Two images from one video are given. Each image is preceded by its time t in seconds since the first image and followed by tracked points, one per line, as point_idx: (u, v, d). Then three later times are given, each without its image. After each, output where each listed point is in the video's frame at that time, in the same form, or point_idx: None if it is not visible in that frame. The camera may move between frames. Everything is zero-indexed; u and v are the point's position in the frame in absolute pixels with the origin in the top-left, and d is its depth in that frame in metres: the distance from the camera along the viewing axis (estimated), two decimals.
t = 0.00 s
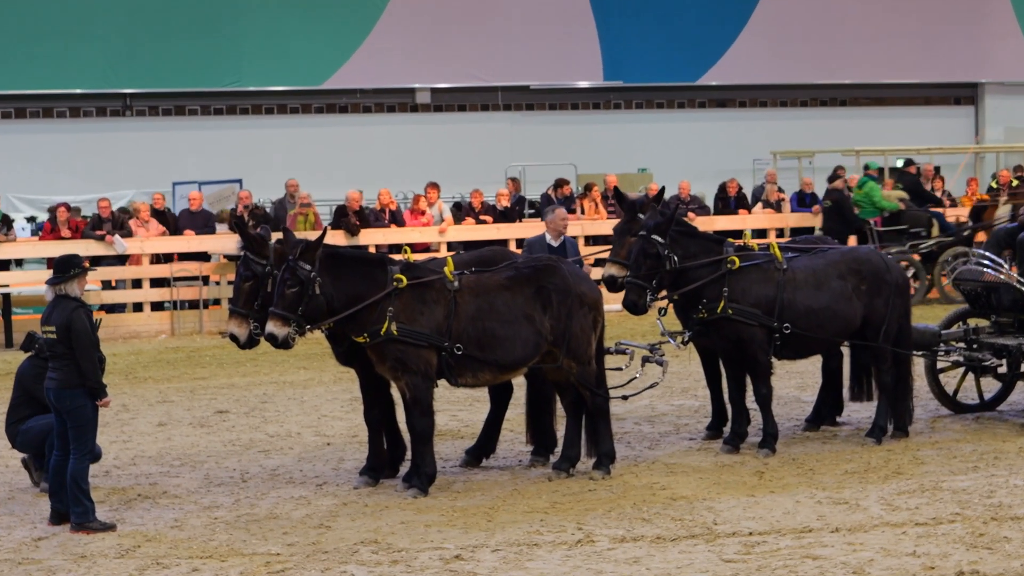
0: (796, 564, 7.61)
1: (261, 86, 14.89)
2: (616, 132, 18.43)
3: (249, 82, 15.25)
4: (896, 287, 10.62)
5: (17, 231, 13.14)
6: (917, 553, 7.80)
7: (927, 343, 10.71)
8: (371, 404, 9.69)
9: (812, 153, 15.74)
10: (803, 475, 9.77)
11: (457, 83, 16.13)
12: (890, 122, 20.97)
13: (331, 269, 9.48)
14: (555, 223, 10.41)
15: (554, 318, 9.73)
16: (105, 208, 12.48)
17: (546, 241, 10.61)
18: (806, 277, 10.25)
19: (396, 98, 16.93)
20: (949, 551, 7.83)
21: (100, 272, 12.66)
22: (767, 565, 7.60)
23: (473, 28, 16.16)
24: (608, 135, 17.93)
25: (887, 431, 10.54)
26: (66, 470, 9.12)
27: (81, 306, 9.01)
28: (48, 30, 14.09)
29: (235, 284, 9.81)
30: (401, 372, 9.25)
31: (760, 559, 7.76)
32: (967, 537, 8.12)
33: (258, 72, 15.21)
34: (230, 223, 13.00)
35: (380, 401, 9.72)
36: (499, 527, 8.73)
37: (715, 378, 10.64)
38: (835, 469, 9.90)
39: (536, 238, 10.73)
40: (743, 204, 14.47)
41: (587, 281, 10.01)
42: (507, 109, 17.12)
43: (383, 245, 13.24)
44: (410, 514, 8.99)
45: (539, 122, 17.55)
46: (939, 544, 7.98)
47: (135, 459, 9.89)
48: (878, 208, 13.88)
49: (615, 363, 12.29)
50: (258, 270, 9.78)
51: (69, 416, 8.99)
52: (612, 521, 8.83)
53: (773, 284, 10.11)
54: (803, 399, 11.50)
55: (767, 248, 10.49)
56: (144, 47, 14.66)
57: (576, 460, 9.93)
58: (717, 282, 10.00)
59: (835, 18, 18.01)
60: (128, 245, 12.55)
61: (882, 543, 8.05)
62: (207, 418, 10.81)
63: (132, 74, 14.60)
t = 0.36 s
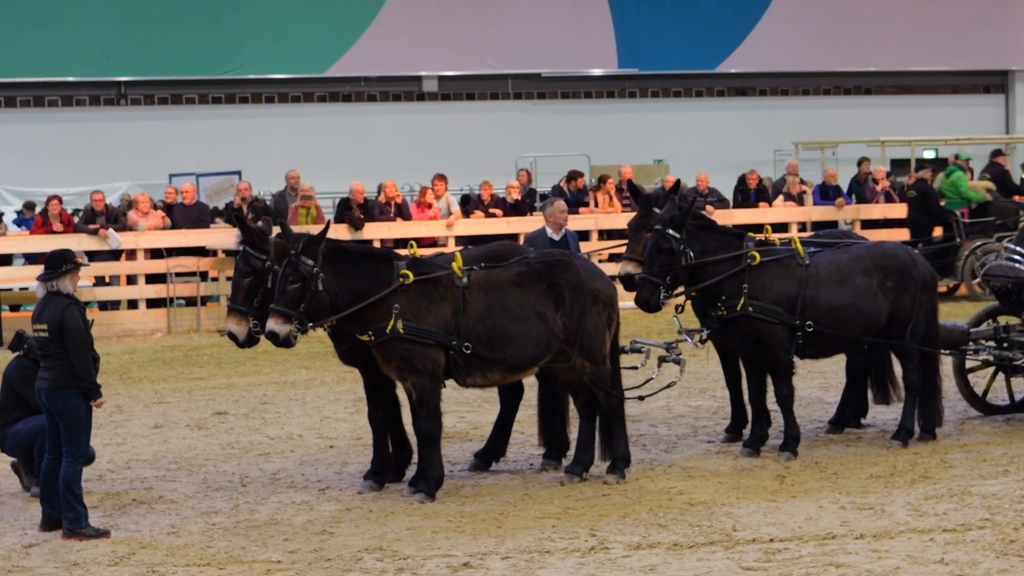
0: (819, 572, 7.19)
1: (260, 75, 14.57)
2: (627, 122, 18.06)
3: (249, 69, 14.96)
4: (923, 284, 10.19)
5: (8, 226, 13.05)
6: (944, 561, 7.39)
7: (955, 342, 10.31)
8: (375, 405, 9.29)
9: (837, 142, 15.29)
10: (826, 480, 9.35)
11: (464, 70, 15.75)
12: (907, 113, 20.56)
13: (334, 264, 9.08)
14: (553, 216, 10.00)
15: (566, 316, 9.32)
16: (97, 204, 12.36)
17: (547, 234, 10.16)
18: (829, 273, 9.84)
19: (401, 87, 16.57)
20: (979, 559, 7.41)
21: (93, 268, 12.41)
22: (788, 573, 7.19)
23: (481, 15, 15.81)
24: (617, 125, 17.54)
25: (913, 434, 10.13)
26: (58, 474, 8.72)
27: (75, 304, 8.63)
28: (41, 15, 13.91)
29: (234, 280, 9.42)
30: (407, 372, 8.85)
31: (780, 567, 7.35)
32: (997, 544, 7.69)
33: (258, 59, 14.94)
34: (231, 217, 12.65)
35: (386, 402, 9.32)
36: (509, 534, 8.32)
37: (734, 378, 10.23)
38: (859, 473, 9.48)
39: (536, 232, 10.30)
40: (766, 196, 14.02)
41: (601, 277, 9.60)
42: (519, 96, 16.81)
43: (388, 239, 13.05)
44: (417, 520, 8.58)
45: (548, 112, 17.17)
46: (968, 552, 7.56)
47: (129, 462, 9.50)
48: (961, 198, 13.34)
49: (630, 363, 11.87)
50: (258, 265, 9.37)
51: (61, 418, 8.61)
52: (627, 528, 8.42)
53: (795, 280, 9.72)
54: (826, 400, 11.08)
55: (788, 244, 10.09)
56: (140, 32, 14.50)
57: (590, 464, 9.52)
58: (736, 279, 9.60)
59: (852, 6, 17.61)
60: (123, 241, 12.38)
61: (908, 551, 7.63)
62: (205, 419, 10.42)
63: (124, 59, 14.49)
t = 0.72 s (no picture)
0: None
1: (257, 62, 14.27)
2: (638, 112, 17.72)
3: (247, 57, 14.69)
4: (949, 281, 9.81)
5: None
6: (972, 570, 7.01)
7: (982, 342, 9.95)
8: (379, 408, 8.93)
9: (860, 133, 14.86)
10: (849, 485, 8.96)
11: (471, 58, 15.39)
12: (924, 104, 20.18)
13: (335, 260, 8.71)
14: (560, 211, 9.58)
15: (578, 314, 8.95)
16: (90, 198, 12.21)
17: (554, 229, 9.77)
18: (852, 270, 9.47)
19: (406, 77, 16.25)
20: (1009, 567, 7.02)
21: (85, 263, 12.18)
22: None
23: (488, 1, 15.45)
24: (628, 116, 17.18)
25: (939, 437, 9.75)
26: (49, 479, 8.35)
27: (67, 302, 8.24)
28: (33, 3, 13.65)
29: (231, 276, 9.05)
30: (412, 372, 8.48)
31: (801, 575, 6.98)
32: None
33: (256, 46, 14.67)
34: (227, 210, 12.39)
35: (390, 404, 8.95)
36: (518, 541, 7.95)
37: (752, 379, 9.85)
38: (883, 478, 9.08)
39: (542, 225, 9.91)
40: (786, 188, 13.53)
41: (614, 274, 9.22)
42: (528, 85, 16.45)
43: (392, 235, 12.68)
44: (423, 526, 8.21)
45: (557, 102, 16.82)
46: (997, 560, 7.18)
47: (123, 467, 9.14)
48: None
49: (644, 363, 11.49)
50: (255, 261, 9.01)
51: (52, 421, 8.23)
52: (640, 534, 8.04)
53: (816, 277, 9.37)
54: (848, 401, 10.69)
55: (809, 238, 9.72)
56: (139, 19, 14.39)
57: (603, 468, 9.14)
58: (755, 275, 9.25)
59: None
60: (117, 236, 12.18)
61: (934, 559, 7.25)
62: (202, 422, 10.06)
63: (120, 48, 14.38)
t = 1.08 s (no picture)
0: None
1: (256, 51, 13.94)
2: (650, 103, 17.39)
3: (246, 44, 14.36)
4: (975, 277, 9.45)
5: None
6: None
7: (1009, 341, 9.60)
8: (383, 410, 8.58)
9: (882, 125, 14.54)
10: (872, 489, 8.59)
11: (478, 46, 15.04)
12: (940, 95, 19.83)
13: (338, 256, 8.36)
14: (568, 206, 9.21)
15: (590, 312, 8.60)
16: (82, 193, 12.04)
17: (565, 224, 9.40)
18: (874, 267, 9.12)
19: (411, 66, 15.95)
20: None
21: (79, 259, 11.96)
22: None
23: None
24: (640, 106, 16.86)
25: (965, 439, 9.39)
26: (40, 484, 8.00)
27: (60, 299, 7.90)
28: None
29: (230, 273, 8.72)
30: (418, 373, 8.14)
31: None
32: None
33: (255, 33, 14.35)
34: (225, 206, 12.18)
35: (394, 406, 8.61)
36: (528, 548, 7.59)
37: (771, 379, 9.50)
38: (907, 482, 8.72)
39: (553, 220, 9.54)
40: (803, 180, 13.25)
41: (627, 270, 8.86)
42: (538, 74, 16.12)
43: (397, 230, 12.45)
44: (429, 533, 7.86)
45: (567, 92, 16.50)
46: None
47: (117, 471, 8.80)
48: None
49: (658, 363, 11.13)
50: (254, 257, 8.67)
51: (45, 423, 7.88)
52: (655, 541, 7.68)
53: (838, 273, 9.02)
54: (871, 402, 10.32)
55: (830, 233, 9.37)
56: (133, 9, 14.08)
57: (616, 472, 8.80)
58: (775, 271, 8.93)
59: None
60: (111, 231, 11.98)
61: (962, 567, 6.90)
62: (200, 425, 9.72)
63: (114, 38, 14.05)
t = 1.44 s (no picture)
0: None
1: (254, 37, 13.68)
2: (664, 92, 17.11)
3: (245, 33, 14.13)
4: (1001, 273, 9.11)
5: None
6: None
7: None
8: (388, 411, 8.27)
9: (904, 116, 14.25)
10: (893, 493, 8.26)
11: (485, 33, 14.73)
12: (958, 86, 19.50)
13: (340, 251, 8.05)
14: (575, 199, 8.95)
15: (601, 309, 8.28)
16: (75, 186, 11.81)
17: (576, 218, 9.07)
18: (897, 262, 8.78)
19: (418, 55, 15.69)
20: None
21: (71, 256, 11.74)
22: None
23: None
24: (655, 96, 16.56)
25: (991, 442, 9.05)
26: (32, 488, 7.68)
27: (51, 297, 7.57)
28: None
29: (229, 268, 8.41)
30: (423, 372, 7.83)
31: None
32: None
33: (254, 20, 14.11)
34: (223, 199, 11.91)
35: (398, 408, 8.28)
36: (537, 554, 7.27)
37: (789, 379, 9.17)
38: (930, 486, 8.38)
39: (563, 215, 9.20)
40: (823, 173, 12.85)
41: (640, 266, 8.53)
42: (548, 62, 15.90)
43: (401, 225, 12.19)
44: (434, 538, 7.54)
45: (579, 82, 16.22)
46: None
47: (111, 474, 8.50)
48: None
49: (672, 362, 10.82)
50: (254, 252, 8.37)
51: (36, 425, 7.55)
52: (669, 547, 7.35)
53: (858, 270, 8.70)
54: (893, 403, 9.99)
55: (850, 228, 9.03)
56: None
57: (628, 475, 8.47)
58: (792, 267, 8.60)
59: None
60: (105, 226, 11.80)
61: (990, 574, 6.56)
62: (197, 427, 9.42)
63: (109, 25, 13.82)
